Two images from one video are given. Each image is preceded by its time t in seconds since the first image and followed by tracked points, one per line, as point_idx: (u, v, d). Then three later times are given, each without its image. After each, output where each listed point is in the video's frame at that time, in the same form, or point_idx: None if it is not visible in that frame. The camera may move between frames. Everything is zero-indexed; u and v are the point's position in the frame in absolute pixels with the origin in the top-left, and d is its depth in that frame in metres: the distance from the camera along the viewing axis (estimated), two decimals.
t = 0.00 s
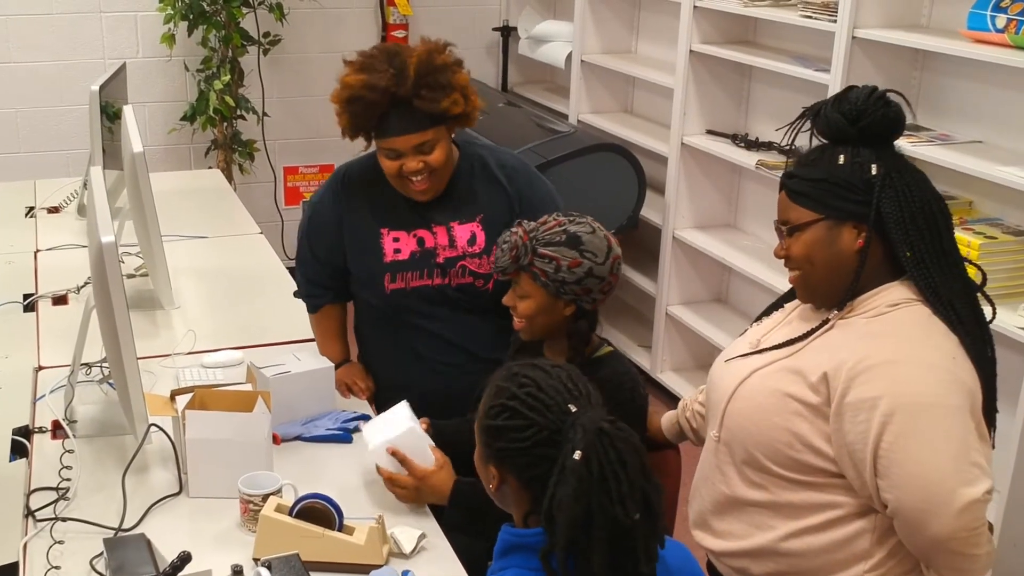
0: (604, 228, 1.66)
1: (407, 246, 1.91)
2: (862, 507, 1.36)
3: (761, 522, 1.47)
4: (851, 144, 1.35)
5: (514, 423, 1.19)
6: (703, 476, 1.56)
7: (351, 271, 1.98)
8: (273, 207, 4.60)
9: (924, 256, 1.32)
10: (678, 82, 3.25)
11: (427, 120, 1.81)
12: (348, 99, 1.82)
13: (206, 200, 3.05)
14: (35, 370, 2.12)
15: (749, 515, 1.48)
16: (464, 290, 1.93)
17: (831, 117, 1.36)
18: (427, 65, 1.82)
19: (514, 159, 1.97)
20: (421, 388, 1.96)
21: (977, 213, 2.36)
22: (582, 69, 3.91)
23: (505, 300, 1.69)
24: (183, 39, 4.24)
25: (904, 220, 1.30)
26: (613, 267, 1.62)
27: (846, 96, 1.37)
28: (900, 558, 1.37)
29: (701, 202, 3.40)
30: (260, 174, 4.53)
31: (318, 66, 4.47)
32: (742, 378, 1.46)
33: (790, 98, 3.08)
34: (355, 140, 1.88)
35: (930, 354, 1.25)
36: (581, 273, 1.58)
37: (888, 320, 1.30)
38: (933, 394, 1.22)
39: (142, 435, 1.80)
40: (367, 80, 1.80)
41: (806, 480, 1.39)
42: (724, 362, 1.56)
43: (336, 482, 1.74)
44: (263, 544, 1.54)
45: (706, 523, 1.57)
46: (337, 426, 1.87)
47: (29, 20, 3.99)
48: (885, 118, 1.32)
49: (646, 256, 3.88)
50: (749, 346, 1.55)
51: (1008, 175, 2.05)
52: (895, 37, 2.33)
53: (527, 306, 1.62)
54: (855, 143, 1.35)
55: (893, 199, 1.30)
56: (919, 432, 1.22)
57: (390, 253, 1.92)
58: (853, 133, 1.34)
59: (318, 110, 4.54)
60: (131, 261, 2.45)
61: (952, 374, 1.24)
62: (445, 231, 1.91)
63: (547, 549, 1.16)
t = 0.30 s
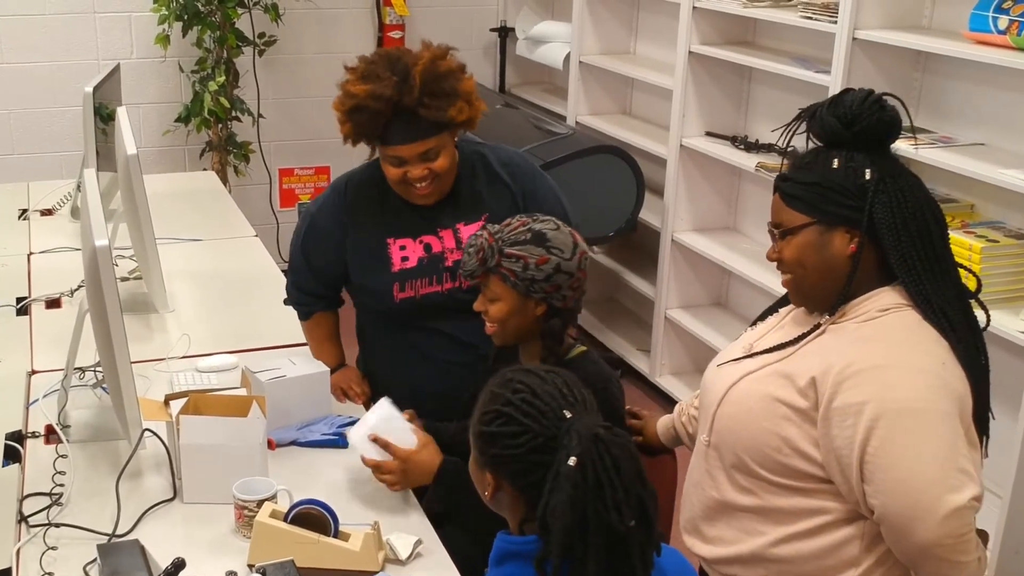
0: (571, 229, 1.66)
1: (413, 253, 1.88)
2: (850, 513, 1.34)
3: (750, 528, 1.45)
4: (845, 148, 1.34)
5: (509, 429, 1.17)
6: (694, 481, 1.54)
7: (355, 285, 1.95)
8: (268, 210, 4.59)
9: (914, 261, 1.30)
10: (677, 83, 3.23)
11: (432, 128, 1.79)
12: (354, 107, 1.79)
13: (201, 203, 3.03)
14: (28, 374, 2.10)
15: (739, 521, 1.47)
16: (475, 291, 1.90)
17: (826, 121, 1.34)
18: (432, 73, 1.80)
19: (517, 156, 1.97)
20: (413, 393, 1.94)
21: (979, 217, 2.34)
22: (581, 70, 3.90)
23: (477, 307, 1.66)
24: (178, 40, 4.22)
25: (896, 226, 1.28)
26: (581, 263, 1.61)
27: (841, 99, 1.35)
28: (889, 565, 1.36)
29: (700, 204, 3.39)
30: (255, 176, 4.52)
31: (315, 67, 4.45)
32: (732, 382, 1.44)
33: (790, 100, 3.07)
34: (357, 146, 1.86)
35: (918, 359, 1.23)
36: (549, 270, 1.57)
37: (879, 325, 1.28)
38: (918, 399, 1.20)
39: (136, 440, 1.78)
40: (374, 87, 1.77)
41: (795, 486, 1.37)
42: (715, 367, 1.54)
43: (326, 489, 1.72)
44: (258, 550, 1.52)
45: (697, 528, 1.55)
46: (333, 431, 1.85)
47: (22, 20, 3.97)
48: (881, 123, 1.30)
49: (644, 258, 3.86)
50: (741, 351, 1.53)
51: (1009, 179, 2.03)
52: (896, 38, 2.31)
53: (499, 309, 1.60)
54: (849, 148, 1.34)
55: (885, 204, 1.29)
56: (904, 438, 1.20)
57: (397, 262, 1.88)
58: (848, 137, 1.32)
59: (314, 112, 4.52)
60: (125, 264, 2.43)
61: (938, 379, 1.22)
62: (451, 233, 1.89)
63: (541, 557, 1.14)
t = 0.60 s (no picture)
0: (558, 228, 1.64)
1: (432, 254, 1.87)
2: (847, 517, 1.33)
3: (750, 532, 1.45)
4: (835, 147, 1.33)
5: (516, 430, 1.16)
6: (693, 483, 1.54)
7: (370, 289, 1.93)
8: (265, 211, 4.57)
9: (907, 259, 1.29)
10: (679, 81, 3.22)
11: (436, 122, 1.78)
12: (358, 103, 1.80)
13: (197, 204, 3.01)
14: (24, 375, 2.08)
15: (738, 525, 1.46)
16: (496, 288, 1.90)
17: (814, 120, 1.34)
18: (433, 67, 1.79)
19: (526, 153, 1.99)
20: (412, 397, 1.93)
21: (986, 218, 2.34)
22: (581, 69, 3.89)
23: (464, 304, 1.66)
24: (174, 39, 4.20)
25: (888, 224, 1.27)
26: (568, 262, 1.59)
27: (829, 99, 1.34)
28: (890, 568, 1.35)
29: (701, 204, 3.38)
30: (252, 177, 4.50)
31: (313, 66, 4.44)
32: (728, 386, 1.43)
33: (793, 99, 3.06)
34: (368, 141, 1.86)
35: (913, 359, 1.22)
36: (533, 268, 1.55)
37: (873, 325, 1.28)
38: (913, 399, 1.19)
39: (133, 442, 1.77)
40: (375, 83, 1.78)
41: (792, 490, 1.37)
42: (712, 371, 1.53)
43: (324, 492, 1.71)
44: (256, 553, 1.50)
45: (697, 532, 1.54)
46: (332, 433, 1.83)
47: (16, 19, 3.95)
48: (870, 121, 1.30)
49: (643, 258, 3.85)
50: (737, 354, 1.52)
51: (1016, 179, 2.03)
52: (900, 37, 2.30)
53: (484, 305, 1.59)
54: (839, 147, 1.33)
55: (876, 203, 1.28)
56: (901, 440, 1.19)
57: (417, 263, 1.87)
58: (837, 136, 1.32)
59: (311, 111, 4.50)
60: (121, 265, 2.41)
61: (934, 379, 1.21)
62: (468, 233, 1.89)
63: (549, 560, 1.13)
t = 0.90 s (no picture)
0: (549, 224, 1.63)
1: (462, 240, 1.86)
2: (843, 520, 1.33)
3: (747, 535, 1.44)
4: (827, 143, 1.32)
5: (518, 425, 1.15)
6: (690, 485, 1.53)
7: (399, 276, 1.90)
8: (260, 210, 4.56)
9: (901, 257, 1.29)
10: (679, 79, 3.22)
11: (465, 104, 1.79)
12: (388, 83, 1.81)
13: (193, 203, 3.00)
14: (16, 375, 2.06)
15: (734, 528, 1.46)
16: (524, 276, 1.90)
17: (806, 116, 1.33)
18: (462, 49, 1.80)
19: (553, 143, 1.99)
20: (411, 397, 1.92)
21: (990, 216, 2.34)
22: (580, 68, 3.88)
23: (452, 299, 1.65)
24: (168, 37, 4.18)
25: (882, 221, 1.27)
26: (557, 261, 1.59)
27: (821, 95, 1.34)
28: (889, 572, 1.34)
29: (701, 204, 3.38)
30: (247, 176, 4.49)
31: (309, 64, 4.43)
32: (721, 387, 1.43)
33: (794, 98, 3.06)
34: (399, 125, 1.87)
35: (908, 359, 1.22)
36: (521, 265, 1.55)
37: (867, 325, 1.27)
38: (908, 399, 1.19)
39: (126, 443, 1.75)
40: (406, 63, 1.79)
41: (786, 492, 1.36)
42: (706, 372, 1.53)
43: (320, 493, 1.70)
44: (251, 553, 1.49)
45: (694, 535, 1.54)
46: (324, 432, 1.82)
47: (9, 16, 3.93)
48: (862, 117, 1.29)
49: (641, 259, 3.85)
50: (732, 355, 1.52)
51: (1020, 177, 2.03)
52: (903, 33, 2.30)
53: (472, 301, 1.58)
54: (832, 144, 1.32)
55: (870, 200, 1.27)
56: (897, 441, 1.18)
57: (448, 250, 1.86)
58: (829, 132, 1.31)
59: (307, 110, 4.49)
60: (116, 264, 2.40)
61: (930, 379, 1.20)
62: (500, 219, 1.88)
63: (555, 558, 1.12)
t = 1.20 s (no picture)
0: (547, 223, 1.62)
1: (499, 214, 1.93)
2: (846, 525, 1.31)
3: (748, 540, 1.42)
4: (828, 144, 1.31)
5: (524, 421, 1.13)
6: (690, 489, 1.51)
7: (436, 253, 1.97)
8: (256, 210, 4.54)
9: (903, 260, 1.28)
10: (679, 77, 3.21)
11: (507, 70, 1.91)
12: (438, 45, 1.94)
13: (189, 202, 2.98)
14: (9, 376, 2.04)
15: (734, 533, 1.44)
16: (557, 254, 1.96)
17: (806, 117, 1.32)
18: (513, 20, 1.91)
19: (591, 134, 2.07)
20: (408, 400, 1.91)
21: (993, 215, 2.33)
22: (579, 67, 3.87)
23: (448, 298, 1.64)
24: (164, 36, 4.16)
25: (883, 223, 1.25)
26: (554, 257, 1.57)
27: (822, 95, 1.32)
28: None
29: (702, 203, 3.36)
30: (243, 176, 4.47)
31: (305, 63, 4.41)
32: (721, 392, 1.41)
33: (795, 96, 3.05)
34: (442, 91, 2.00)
35: (911, 362, 1.20)
36: (519, 264, 1.53)
37: (868, 329, 1.26)
38: (910, 403, 1.17)
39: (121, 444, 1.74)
40: (458, 24, 1.91)
41: (789, 497, 1.35)
42: (704, 376, 1.51)
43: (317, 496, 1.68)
44: (246, 555, 1.48)
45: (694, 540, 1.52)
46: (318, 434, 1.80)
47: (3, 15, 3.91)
48: (863, 118, 1.28)
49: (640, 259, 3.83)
50: (732, 357, 1.50)
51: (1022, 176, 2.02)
52: (904, 31, 2.29)
53: (467, 302, 1.57)
54: (832, 145, 1.31)
55: (870, 201, 1.26)
56: (900, 445, 1.17)
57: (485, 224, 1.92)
58: (830, 133, 1.30)
59: (304, 109, 4.47)
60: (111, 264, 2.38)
61: (933, 383, 1.19)
62: (537, 195, 1.95)
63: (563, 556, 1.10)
